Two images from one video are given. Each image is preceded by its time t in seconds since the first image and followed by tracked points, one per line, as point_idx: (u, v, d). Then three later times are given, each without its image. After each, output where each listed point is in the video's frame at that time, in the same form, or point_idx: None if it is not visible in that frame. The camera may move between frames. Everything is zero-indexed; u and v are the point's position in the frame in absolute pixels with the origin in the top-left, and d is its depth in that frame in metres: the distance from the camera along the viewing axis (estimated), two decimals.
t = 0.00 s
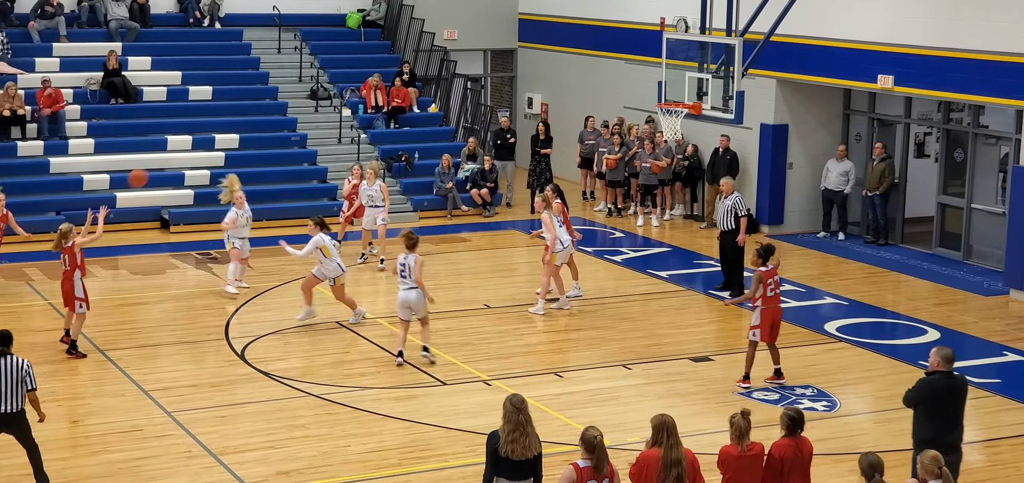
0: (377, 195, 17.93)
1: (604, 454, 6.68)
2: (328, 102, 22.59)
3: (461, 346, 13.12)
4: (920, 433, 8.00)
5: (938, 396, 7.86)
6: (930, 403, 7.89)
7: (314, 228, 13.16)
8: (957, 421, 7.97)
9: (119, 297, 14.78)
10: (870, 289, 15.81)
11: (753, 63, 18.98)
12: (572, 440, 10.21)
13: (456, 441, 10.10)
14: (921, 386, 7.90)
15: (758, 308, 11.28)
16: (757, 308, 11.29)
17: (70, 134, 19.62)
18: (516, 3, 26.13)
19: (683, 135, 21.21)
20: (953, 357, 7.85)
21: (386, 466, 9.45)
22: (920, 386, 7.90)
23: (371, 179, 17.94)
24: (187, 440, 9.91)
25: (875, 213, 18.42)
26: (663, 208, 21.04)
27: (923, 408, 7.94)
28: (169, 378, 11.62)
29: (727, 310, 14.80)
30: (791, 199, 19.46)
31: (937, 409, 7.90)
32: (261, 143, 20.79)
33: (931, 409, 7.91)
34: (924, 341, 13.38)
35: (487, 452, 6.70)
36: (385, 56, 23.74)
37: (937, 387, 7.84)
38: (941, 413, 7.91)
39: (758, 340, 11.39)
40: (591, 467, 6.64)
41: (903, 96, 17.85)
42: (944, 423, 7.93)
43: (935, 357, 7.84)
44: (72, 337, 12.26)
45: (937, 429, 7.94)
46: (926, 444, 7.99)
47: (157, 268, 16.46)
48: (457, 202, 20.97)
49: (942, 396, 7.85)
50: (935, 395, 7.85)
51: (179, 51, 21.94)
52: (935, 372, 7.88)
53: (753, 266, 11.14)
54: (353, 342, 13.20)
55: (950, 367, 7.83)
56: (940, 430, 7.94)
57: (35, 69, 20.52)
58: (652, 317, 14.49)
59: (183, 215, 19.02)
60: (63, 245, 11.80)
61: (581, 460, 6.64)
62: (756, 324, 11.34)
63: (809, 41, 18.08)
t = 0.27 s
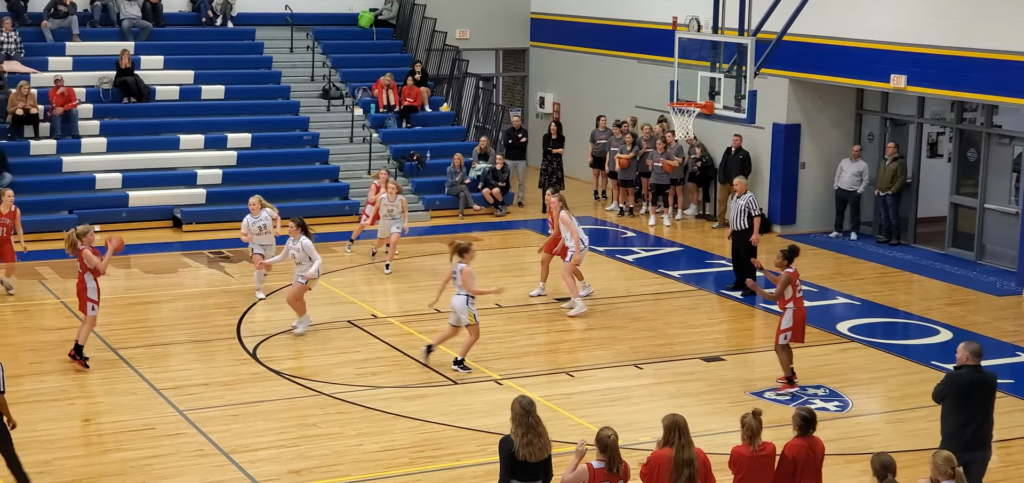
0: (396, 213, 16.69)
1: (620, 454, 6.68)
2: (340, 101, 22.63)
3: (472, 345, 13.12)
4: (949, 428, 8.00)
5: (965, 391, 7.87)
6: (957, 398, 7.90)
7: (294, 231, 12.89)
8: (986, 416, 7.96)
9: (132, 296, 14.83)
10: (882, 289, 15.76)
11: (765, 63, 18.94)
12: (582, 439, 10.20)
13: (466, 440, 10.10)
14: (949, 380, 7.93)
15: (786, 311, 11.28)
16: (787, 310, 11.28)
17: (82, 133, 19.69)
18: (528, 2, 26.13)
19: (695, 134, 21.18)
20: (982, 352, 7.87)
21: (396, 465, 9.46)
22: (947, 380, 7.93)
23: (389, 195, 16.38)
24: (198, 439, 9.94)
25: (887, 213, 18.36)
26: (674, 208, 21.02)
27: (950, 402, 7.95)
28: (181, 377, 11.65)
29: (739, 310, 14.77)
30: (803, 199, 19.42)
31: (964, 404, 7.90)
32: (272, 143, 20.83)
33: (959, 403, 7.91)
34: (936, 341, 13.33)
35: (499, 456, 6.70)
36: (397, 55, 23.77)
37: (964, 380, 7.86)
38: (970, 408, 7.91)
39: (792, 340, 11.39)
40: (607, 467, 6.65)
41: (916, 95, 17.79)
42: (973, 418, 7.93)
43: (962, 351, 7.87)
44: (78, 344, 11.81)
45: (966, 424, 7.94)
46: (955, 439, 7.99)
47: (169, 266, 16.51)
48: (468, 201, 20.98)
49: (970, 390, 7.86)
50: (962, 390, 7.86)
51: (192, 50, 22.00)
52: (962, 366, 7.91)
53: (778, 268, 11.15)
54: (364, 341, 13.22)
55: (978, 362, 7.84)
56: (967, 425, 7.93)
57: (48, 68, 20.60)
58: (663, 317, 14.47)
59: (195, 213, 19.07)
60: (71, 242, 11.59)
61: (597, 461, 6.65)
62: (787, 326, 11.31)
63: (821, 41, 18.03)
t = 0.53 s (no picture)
0: (418, 205, 16.30)
1: (630, 455, 6.67)
2: (349, 100, 22.66)
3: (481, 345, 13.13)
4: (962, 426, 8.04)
5: (978, 388, 7.92)
6: (970, 395, 7.95)
7: (283, 242, 12.51)
8: (1001, 414, 7.99)
9: (140, 295, 14.87)
10: (891, 288, 15.72)
11: (775, 62, 18.90)
12: (589, 439, 10.20)
13: (474, 439, 10.11)
14: (962, 378, 8.00)
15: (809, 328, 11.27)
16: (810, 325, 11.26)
17: (92, 132, 19.75)
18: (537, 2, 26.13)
19: (704, 133, 21.15)
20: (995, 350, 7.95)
21: (403, 464, 9.48)
22: (960, 379, 8.00)
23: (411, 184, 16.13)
24: (207, 438, 9.97)
25: (896, 212, 18.32)
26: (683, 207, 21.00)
27: (963, 400, 8.00)
28: (190, 376, 11.69)
29: (747, 310, 14.75)
30: (812, 198, 19.38)
31: (978, 402, 7.95)
32: (281, 142, 20.86)
33: (972, 401, 7.96)
34: (945, 341, 13.30)
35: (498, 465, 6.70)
36: (406, 54, 23.79)
37: (976, 378, 7.92)
38: (983, 405, 7.95)
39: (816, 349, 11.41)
40: (617, 468, 6.64)
41: (925, 95, 17.74)
42: (987, 416, 7.96)
43: (975, 350, 7.95)
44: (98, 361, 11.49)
45: (980, 422, 7.97)
46: (969, 437, 8.02)
47: (178, 265, 16.56)
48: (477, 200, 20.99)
49: (983, 388, 7.91)
50: (975, 388, 7.92)
51: (202, 49, 22.05)
52: (976, 364, 7.97)
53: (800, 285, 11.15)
54: (372, 340, 13.24)
55: (990, 360, 7.91)
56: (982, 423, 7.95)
57: (58, 67, 20.67)
58: (672, 316, 14.46)
59: (204, 213, 19.12)
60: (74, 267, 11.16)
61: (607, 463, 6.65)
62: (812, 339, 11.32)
63: (831, 40, 18.00)
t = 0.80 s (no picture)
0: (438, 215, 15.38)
1: (632, 454, 6.68)
2: (351, 99, 22.67)
3: (482, 344, 13.13)
4: (974, 421, 8.05)
5: (989, 385, 7.91)
6: (982, 391, 7.95)
7: (268, 250, 11.47)
8: (1012, 409, 7.99)
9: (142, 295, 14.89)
10: (892, 287, 15.72)
11: (776, 61, 18.90)
12: (590, 438, 10.21)
13: (475, 438, 10.12)
14: (973, 374, 7.98)
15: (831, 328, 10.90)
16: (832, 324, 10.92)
17: (93, 131, 19.77)
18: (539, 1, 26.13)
19: (705, 132, 21.15)
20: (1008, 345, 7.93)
21: (405, 464, 9.49)
22: (971, 375, 7.98)
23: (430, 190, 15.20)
24: (208, 437, 9.98)
25: (897, 211, 18.31)
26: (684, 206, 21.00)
27: (975, 396, 7.99)
28: (191, 376, 11.70)
29: (749, 309, 14.75)
30: (813, 197, 19.38)
31: (990, 398, 7.94)
32: (283, 142, 20.87)
33: (983, 397, 7.96)
34: (946, 339, 13.29)
35: (498, 464, 6.71)
36: (408, 53, 23.79)
37: (988, 374, 7.91)
38: (995, 401, 7.95)
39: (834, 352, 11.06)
40: (619, 467, 6.65)
41: (926, 93, 17.74)
42: (998, 411, 7.96)
43: (986, 346, 7.92)
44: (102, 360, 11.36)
45: (992, 417, 7.98)
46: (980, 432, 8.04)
47: (179, 265, 16.57)
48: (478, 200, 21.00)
49: (995, 384, 7.91)
50: (987, 384, 7.91)
51: (203, 49, 22.06)
52: (987, 360, 7.95)
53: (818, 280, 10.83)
54: (374, 339, 13.25)
55: (1002, 356, 7.88)
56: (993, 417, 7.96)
57: (59, 67, 20.68)
58: (673, 316, 14.46)
59: (205, 212, 19.14)
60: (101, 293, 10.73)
61: (609, 463, 6.65)
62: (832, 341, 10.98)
63: (831, 39, 17.99)
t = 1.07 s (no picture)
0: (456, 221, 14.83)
1: (631, 453, 6.69)
2: (349, 99, 22.67)
3: (480, 344, 13.14)
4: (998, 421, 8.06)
5: (1013, 384, 7.92)
6: (1004, 390, 7.95)
7: (264, 260, 11.08)
8: None
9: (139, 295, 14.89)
10: (889, 285, 15.73)
11: (773, 61, 18.91)
12: (588, 437, 10.22)
13: (473, 438, 10.13)
14: (995, 374, 7.97)
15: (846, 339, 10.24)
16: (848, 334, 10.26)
17: (90, 131, 19.77)
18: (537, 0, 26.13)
19: (703, 131, 21.17)
20: None
21: (403, 463, 9.50)
22: (994, 375, 7.96)
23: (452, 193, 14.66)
24: (206, 438, 9.99)
25: (893, 210, 18.33)
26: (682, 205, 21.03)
27: (998, 396, 7.99)
28: (188, 376, 11.71)
29: (746, 307, 14.77)
30: (810, 196, 19.40)
31: (1013, 397, 7.96)
32: (280, 141, 20.88)
33: (1006, 396, 7.97)
34: (943, 338, 13.31)
35: (498, 464, 6.72)
36: (406, 53, 23.78)
37: (1011, 373, 7.91)
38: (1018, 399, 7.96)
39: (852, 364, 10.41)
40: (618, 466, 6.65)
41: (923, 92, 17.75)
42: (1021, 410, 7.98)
43: (1004, 344, 7.93)
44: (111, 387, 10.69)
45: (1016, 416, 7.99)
46: (1004, 431, 8.05)
47: (177, 265, 16.58)
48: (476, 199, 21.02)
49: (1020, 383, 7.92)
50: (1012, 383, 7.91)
51: (200, 48, 22.06)
52: (1006, 358, 7.96)
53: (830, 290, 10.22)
54: (372, 339, 13.26)
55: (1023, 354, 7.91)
56: (1015, 417, 7.97)
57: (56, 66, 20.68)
58: (671, 315, 14.47)
59: (202, 212, 19.17)
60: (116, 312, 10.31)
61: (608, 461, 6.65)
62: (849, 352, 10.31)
63: (828, 38, 18.00)
